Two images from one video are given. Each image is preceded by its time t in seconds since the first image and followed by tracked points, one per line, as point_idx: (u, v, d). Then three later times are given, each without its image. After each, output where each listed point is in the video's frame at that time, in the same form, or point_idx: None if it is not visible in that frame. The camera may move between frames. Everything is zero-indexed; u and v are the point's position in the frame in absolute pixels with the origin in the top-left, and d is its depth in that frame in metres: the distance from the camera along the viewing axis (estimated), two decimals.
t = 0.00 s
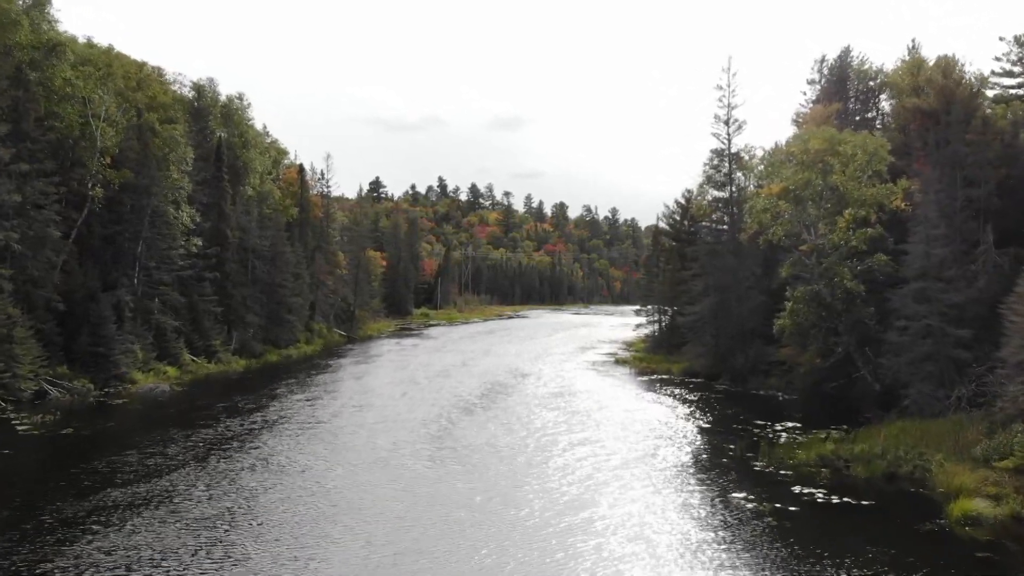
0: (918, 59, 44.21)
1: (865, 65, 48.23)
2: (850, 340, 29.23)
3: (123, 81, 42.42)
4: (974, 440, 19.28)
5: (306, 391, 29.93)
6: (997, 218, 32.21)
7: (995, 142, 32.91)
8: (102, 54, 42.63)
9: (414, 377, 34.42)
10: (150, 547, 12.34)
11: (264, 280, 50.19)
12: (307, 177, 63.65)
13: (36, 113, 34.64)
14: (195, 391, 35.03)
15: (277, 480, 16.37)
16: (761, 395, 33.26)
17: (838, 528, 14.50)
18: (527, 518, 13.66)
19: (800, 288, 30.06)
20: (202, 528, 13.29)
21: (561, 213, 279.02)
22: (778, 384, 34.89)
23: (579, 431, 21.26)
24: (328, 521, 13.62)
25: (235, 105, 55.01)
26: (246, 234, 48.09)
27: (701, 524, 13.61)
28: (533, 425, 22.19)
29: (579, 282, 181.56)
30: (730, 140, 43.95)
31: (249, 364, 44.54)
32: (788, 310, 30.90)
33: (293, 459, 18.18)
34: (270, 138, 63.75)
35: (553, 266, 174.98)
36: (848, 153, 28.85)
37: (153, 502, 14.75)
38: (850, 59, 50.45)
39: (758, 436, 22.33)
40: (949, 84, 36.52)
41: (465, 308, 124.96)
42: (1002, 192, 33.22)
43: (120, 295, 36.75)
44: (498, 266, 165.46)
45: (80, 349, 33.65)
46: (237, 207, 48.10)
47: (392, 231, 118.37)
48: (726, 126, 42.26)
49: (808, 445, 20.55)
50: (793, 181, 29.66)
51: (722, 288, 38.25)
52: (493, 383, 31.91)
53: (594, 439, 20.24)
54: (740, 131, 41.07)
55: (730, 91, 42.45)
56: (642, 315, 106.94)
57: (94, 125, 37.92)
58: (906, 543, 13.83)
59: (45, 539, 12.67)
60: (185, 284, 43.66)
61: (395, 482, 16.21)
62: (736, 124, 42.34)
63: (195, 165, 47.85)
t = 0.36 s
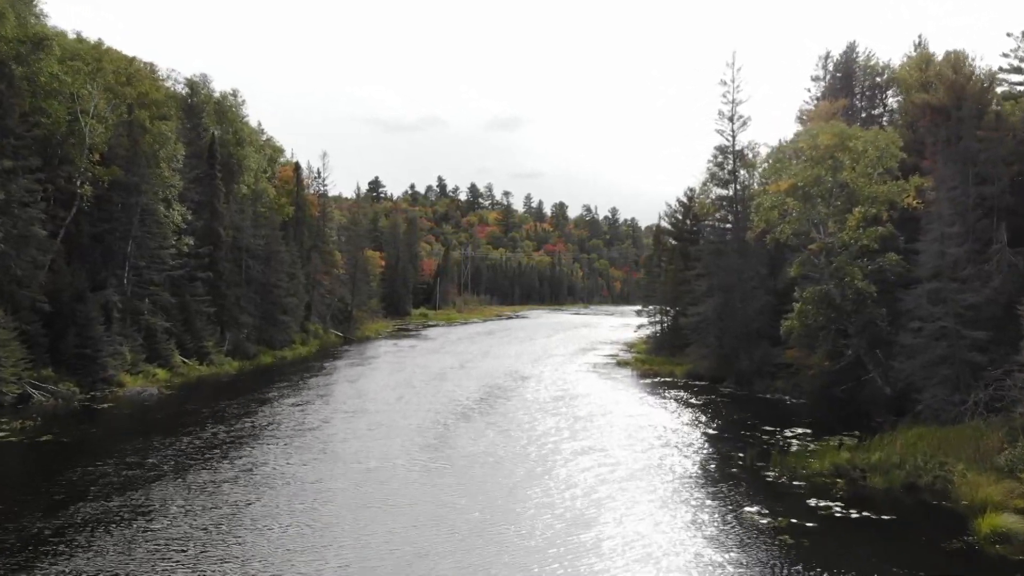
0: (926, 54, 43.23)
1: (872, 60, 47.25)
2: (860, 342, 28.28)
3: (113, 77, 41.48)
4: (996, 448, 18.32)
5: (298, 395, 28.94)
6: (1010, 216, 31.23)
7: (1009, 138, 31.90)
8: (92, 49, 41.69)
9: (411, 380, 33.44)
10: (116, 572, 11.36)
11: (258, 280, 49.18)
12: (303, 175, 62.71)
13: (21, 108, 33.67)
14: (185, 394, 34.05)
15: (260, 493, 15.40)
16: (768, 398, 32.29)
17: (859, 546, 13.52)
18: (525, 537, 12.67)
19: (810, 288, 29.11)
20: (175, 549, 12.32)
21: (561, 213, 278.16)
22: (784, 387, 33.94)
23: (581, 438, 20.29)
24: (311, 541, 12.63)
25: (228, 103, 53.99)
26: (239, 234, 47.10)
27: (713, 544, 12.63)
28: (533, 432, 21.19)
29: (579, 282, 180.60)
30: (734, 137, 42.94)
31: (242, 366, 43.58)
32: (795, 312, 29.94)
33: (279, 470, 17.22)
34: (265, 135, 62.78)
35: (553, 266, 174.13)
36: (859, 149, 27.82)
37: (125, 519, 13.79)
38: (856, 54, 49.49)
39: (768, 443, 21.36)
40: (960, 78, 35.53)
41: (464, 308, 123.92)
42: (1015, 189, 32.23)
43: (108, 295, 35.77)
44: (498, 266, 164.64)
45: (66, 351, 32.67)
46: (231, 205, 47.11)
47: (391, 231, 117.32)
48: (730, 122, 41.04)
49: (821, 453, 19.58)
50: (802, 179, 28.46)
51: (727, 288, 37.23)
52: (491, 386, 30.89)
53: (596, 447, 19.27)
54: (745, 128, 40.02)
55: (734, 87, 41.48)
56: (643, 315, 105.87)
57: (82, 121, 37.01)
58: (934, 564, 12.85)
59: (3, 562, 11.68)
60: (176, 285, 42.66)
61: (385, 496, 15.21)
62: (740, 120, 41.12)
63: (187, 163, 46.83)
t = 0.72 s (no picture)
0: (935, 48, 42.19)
1: (879, 55, 46.22)
2: (872, 345, 27.26)
3: (102, 71, 40.44)
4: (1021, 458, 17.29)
5: (289, 400, 27.90)
6: None
7: None
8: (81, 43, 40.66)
9: (406, 384, 32.41)
10: None
11: (251, 281, 48.20)
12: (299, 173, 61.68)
13: (5, 103, 32.62)
14: (174, 399, 33.01)
15: (240, 510, 14.38)
16: (775, 402, 31.27)
17: (886, 567, 12.48)
18: (523, 561, 11.63)
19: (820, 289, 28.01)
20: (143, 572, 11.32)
21: (560, 213, 277.26)
22: (791, 391, 32.91)
23: (583, 447, 19.28)
24: (292, 565, 11.61)
25: (222, 100, 52.91)
26: (232, 233, 46.06)
27: (728, 568, 11.61)
28: (532, 440, 20.13)
29: (579, 282, 179.60)
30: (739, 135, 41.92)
31: (235, 368, 42.56)
32: (804, 313, 28.92)
33: (263, 483, 16.22)
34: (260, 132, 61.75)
35: (553, 266, 173.22)
36: (871, 144, 26.76)
37: (92, 538, 12.78)
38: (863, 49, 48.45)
39: (779, 452, 20.33)
40: (972, 73, 34.48)
41: (463, 309, 122.81)
42: None
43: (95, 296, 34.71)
44: (497, 266, 163.68)
45: (50, 354, 31.62)
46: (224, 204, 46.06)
47: (389, 230, 116.35)
48: (735, 118, 40.10)
49: (837, 463, 18.55)
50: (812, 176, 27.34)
51: (733, 289, 36.16)
52: (490, 390, 29.84)
53: (599, 457, 18.25)
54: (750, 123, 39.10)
55: (739, 82, 40.46)
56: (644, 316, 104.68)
57: (69, 117, 36.01)
58: None
59: None
60: (167, 285, 41.60)
61: (373, 513, 14.18)
62: (745, 116, 40.20)
63: (178, 161, 45.76)
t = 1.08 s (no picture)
0: (944, 43, 41.23)
1: (886, 50, 45.25)
2: (883, 346, 26.32)
3: (91, 66, 39.44)
4: None
5: (280, 404, 26.92)
6: None
7: None
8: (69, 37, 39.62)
9: (402, 387, 31.46)
10: None
11: (245, 281, 47.11)
12: (294, 171, 60.69)
13: None
14: (161, 402, 31.99)
15: (220, 526, 13.40)
16: (782, 406, 30.32)
17: None
18: None
19: (830, 289, 27.06)
20: None
21: (560, 213, 276.49)
22: (799, 394, 31.96)
23: (585, 456, 18.32)
24: None
25: (215, 97, 51.93)
26: (225, 231, 45.08)
27: None
28: (532, 448, 19.15)
29: (579, 282, 178.73)
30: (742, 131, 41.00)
31: (227, 370, 41.59)
32: (813, 314, 27.95)
33: (247, 496, 15.24)
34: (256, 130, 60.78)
35: (553, 266, 172.38)
36: (883, 138, 25.77)
37: (57, 558, 11.83)
38: (869, 45, 47.50)
39: (791, 461, 19.36)
40: (983, 67, 33.52)
41: (462, 309, 121.80)
42: None
43: (82, 296, 33.68)
44: (497, 266, 162.87)
45: (34, 355, 30.62)
46: (216, 202, 45.03)
47: (388, 230, 115.44)
48: (740, 114, 39.18)
49: (853, 472, 17.54)
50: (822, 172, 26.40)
51: (738, 289, 35.19)
52: (488, 394, 28.86)
53: (602, 467, 17.27)
54: (754, 119, 38.19)
55: (742, 78, 39.53)
56: (645, 316, 103.79)
57: (56, 113, 35.03)
58: None
59: None
60: (158, 285, 40.44)
61: (360, 530, 13.19)
62: (750, 111, 39.27)
63: (170, 158, 44.78)
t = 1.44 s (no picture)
0: (953, 37, 40.24)
1: (893, 45, 44.24)
2: (896, 349, 25.35)
3: (79, 60, 38.33)
4: None
5: (270, 409, 25.89)
6: None
7: None
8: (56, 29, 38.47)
9: (397, 390, 30.45)
10: None
11: (238, 281, 45.93)
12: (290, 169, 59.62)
13: None
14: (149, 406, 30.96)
15: (193, 547, 12.37)
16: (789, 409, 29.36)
17: None
18: None
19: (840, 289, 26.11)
20: None
21: (560, 213, 275.50)
22: (806, 397, 31.01)
23: (586, 465, 17.37)
24: None
25: (209, 93, 50.85)
26: (218, 230, 44.02)
27: None
28: (530, 458, 18.14)
29: (579, 282, 177.75)
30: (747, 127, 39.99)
31: (219, 372, 40.60)
32: (822, 315, 26.96)
33: (226, 511, 14.24)
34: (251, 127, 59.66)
35: (552, 266, 171.41)
36: (897, 132, 24.74)
37: None
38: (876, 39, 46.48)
39: (803, 470, 18.37)
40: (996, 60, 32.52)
41: (461, 309, 120.80)
42: None
43: (68, 297, 32.58)
44: (496, 266, 161.85)
45: (16, 358, 29.55)
46: (208, 200, 43.90)
47: (386, 229, 114.41)
48: (744, 109, 38.18)
49: (872, 483, 16.54)
50: (831, 168, 25.45)
51: (743, 289, 34.20)
52: (485, 397, 27.84)
53: (605, 478, 16.28)
54: (760, 115, 37.17)
55: (747, 72, 38.51)
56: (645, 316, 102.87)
57: (41, 108, 33.93)
58: None
59: None
60: (149, 286, 39.03)
61: (344, 550, 12.18)
62: (754, 107, 38.26)
63: (161, 155, 43.71)
